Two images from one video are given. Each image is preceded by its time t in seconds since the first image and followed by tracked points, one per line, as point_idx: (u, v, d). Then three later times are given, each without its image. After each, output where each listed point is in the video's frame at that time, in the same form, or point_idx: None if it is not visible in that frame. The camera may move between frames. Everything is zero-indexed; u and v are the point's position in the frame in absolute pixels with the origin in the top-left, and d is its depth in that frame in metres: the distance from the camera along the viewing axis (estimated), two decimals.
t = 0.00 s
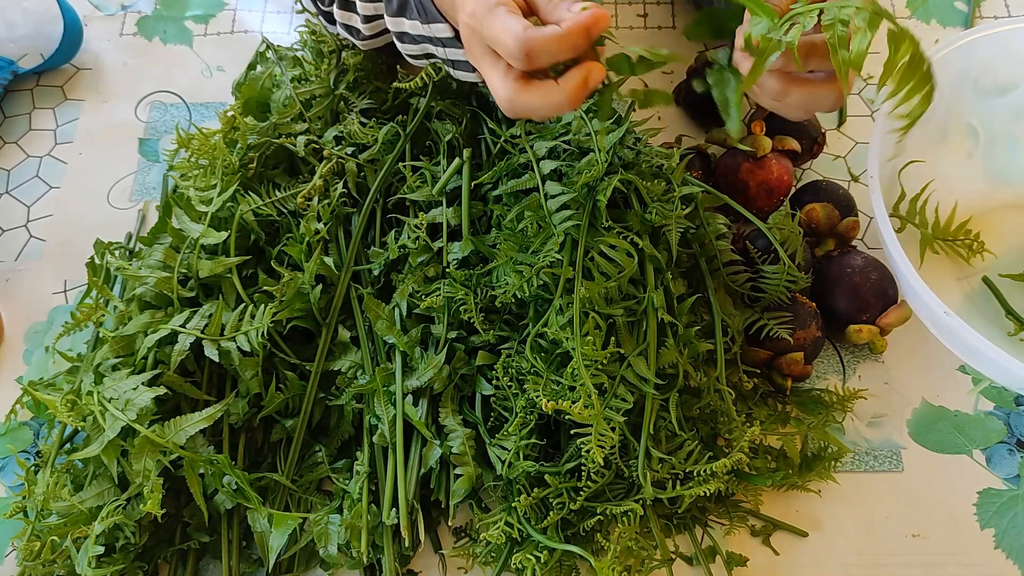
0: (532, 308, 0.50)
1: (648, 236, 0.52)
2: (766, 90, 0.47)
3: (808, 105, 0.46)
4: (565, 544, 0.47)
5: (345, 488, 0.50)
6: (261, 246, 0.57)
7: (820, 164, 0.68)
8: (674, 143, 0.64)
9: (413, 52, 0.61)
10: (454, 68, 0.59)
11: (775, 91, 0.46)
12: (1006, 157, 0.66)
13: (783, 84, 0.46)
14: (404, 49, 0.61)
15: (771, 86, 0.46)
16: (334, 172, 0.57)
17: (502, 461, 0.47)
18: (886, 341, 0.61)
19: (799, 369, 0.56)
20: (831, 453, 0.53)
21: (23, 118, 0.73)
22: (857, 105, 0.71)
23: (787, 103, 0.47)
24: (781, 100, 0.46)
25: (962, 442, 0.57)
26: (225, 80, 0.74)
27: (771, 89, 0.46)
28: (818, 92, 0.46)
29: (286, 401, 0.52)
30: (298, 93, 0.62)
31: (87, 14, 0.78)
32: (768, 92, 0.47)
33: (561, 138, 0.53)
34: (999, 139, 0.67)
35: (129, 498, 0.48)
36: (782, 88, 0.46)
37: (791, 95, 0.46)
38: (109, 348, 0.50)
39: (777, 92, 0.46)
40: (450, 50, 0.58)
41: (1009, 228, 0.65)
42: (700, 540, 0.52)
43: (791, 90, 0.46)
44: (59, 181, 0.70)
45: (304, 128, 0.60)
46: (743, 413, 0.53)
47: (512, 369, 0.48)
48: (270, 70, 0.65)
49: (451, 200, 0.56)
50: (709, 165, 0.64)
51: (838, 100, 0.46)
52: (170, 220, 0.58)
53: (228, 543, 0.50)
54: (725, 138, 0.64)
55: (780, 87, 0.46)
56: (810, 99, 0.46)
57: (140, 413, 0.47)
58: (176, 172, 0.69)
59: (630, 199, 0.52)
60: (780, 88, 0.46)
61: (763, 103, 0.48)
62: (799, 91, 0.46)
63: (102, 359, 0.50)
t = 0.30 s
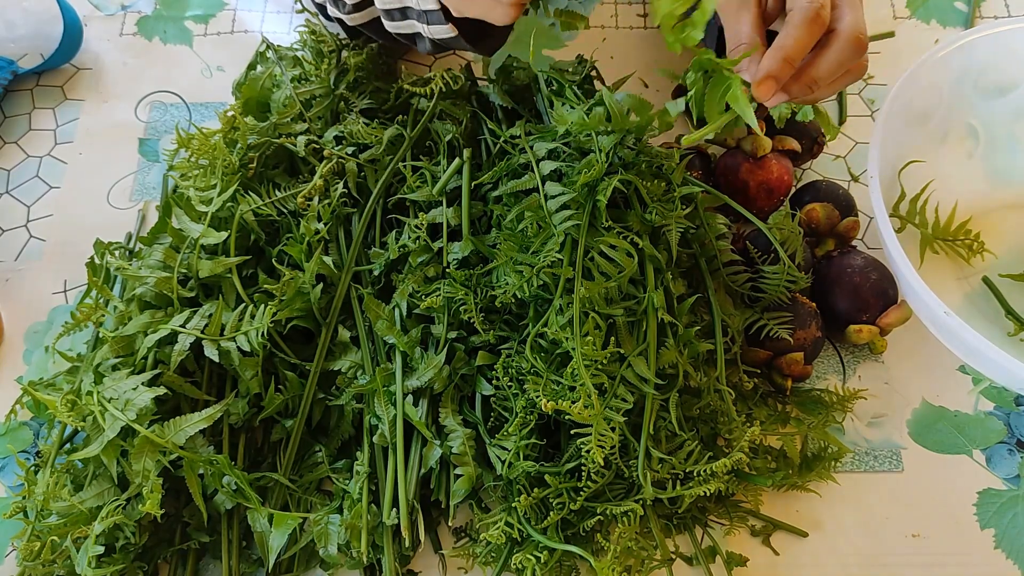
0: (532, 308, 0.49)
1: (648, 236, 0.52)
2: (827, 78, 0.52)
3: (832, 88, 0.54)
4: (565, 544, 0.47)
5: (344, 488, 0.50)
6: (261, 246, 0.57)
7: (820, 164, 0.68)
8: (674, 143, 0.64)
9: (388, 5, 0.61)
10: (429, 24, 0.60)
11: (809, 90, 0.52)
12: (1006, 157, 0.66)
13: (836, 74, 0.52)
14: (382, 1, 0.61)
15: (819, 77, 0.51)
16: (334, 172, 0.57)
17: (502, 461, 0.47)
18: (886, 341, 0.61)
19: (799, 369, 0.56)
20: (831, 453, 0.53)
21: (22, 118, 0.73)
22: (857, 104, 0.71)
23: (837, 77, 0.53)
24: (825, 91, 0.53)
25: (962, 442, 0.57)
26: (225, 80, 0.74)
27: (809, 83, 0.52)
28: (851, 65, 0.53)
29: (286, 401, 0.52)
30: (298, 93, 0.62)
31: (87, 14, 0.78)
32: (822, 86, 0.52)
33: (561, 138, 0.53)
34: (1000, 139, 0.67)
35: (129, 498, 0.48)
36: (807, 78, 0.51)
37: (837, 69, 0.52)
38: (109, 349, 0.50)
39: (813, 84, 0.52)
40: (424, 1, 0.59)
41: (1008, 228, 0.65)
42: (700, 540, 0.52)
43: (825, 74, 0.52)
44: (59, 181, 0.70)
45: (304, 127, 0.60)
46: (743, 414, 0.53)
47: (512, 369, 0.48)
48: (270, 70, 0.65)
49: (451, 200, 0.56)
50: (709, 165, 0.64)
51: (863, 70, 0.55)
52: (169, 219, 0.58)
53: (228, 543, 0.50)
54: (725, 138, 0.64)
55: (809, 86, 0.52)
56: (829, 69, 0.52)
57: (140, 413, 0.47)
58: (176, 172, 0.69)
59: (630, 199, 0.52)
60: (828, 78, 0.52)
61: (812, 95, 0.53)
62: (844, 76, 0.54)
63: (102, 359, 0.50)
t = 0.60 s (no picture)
0: (531, 308, 0.49)
1: (648, 237, 0.52)
2: (794, 78, 0.51)
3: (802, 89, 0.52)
4: (565, 544, 0.47)
5: (344, 489, 0.50)
6: (260, 246, 0.58)
7: (820, 164, 0.68)
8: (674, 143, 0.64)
9: (397, 19, 0.61)
10: (437, 41, 0.59)
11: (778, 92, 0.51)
12: (1006, 157, 0.67)
13: (803, 73, 0.51)
14: (389, 15, 0.61)
15: (785, 78, 0.51)
16: (334, 172, 0.57)
17: (502, 461, 0.47)
18: (886, 341, 0.61)
19: (798, 369, 0.56)
20: (831, 453, 0.53)
21: (22, 118, 0.73)
22: (857, 104, 0.71)
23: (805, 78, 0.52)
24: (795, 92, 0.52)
25: (962, 442, 0.57)
26: (224, 80, 0.74)
27: (776, 85, 0.51)
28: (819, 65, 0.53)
29: (285, 401, 0.52)
30: (298, 93, 0.62)
31: (86, 13, 0.78)
32: (790, 87, 0.51)
33: (561, 138, 0.53)
34: (999, 139, 0.67)
35: (129, 498, 0.48)
36: (774, 80, 0.51)
37: (803, 68, 0.51)
38: (109, 349, 0.50)
39: (780, 85, 0.51)
40: (431, 17, 0.59)
41: (1008, 229, 0.65)
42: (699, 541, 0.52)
43: (791, 75, 0.51)
44: (59, 181, 0.70)
45: (304, 127, 0.60)
46: (742, 414, 0.53)
47: (511, 369, 0.48)
48: (270, 70, 0.65)
49: (450, 201, 0.56)
50: (709, 164, 0.64)
51: (836, 64, 0.54)
52: (169, 219, 0.58)
53: (228, 542, 0.50)
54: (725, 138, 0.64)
55: (777, 88, 0.51)
56: (795, 71, 0.51)
57: (140, 413, 0.47)
58: (175, 172, 0.69)
59: (630, 199, 0.52)
60: (796, 78, 0.51)
61: (782, 97, 0.52)
62: (816, 72, 0.53)
63: (102, 359, 0.50)
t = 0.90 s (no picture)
0: (532, 330, 0.49)
1: (647, 258, 0.52)
2: (765, 92, 0.48)
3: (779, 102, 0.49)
4: (566, 569, 0.46)
5: (343, 513, 0.49)
6: (259, 268, 0.57)
7: (820, 186, 0.68)
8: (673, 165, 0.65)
9: (389, 60, 0.61)
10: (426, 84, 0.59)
11: (749, 104, 0.49)
12: (1004, 178, 0.67)
13: (776, 88, 0.48)
14: (382, 56, 0.61)
15: (755, 90, 0.48)
16: (333, 195, 0.57)
17: (502, 485, 0.47)
18: (887, 362, 0.61)
19: (799, 391, 0.56)
20: (832, 475, 0.53)
21: (20, 141, 0.73)
22: (856, 126, 0.71)
23: (781, 94, 0.49)
24: (767, 105, 0.49)
25: (963, 464, 0.57)
26: (223, 103, 0.75)
27: (747, 96, 0.48)
28: (796, 80, 0.49)
29: (284, 424, 0.52)
30: (297, 115, 0.62)
31: (85, 36, 0.79)
32: (761, 100, 0.48)
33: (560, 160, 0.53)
34: (996, 160, 0.67)
35: (126, 523, 0.47)
36: (745, 92, 0.48)
37: (776, 82, 0.48)
38: (106, 372, 0.50)
39: (751, 97, 0.48)
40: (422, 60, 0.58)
41: (1007, 249, 0.65)
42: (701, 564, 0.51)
43: (763, 88, 0.48)
44: (58, 204, 0.70)
45: (303, 150, 0.60)
46: (743, 435, 0.53)
47: (511, 392, 0.48)
48: (269, 93, 0.65)
49: (449, 223, 0.56)
50: (708, 186, 0.64)
51: (816, 81, 0.49)
52: (167, 242, 0.58)
53: (226, 568, 0.49)
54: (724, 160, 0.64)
55: (747, 100, 0.49)
56: (768, 84, 0.48)
57: (137, 437, 0.47)
58: (174, 194, 0.69)
59: (629, 221, 0.52)
60: (768, 92, 0.48)
61: (753, 110, 0.49)
62: (793, 86, 0.49)
63: (100, 383, 0.50)
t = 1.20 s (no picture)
0: (537, 338, 0.50)
1: (653, 266, 0.52)
2: (778, 93, 0.49)
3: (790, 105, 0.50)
4: None
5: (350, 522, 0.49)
6: (266, 278, 0.58)
7: (821, 197, 0.69)
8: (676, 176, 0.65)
9: (395, 75, 0.61)
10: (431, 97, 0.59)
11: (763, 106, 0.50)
12: (1004, 188, 0.68)
13: (788, 89, 0.49)
14: (388, 71, 0.61)
15: (767, 92, 0.49)
16: (340, 206, 0.58)
17: (508, 492, 0.47)
18: (891, 371, 0.61)
19: (805, 398, 0.56)
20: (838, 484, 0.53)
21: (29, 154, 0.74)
22: (855, 138, 0.72)
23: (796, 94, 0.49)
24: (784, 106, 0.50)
25: (970, 472, 0.57)
26: (230, 116, 0.75)
27: (760, 99, 0.49)
28: (808, 81, 0.49)
29: (290, 433, 0.52)
30: (304, 128, 0.62)
31: (94, 53, 0.79)
32: (774, 101, 0.49)
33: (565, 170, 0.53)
34: (995, 170, 0.68)
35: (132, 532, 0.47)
36: (758, 95, 0.49)
37: (790, 82, 0.49)
38: (114, 382, 0.50)
39: (764, 99, 0.49)
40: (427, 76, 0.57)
41: (1009, 259, 0.65)
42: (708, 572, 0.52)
43: (774, 89, 0.49)
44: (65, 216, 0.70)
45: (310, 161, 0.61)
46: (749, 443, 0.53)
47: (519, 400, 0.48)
48: (277, 106, 0.66)
49: (455, 232, 0.56)
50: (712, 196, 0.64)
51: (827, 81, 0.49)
52: (175, 252, 0.58)
53: None
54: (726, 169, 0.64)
55: (761, 102, 0.50)
56: (782, 83, 0.49)
57: (145, 445, 0.47)
58: (180, 206, 0.70)
59: (635, 229, 0.53)
60: (780, 92, 0.49)
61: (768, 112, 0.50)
62: (805, 86, 0.49)
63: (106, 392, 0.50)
